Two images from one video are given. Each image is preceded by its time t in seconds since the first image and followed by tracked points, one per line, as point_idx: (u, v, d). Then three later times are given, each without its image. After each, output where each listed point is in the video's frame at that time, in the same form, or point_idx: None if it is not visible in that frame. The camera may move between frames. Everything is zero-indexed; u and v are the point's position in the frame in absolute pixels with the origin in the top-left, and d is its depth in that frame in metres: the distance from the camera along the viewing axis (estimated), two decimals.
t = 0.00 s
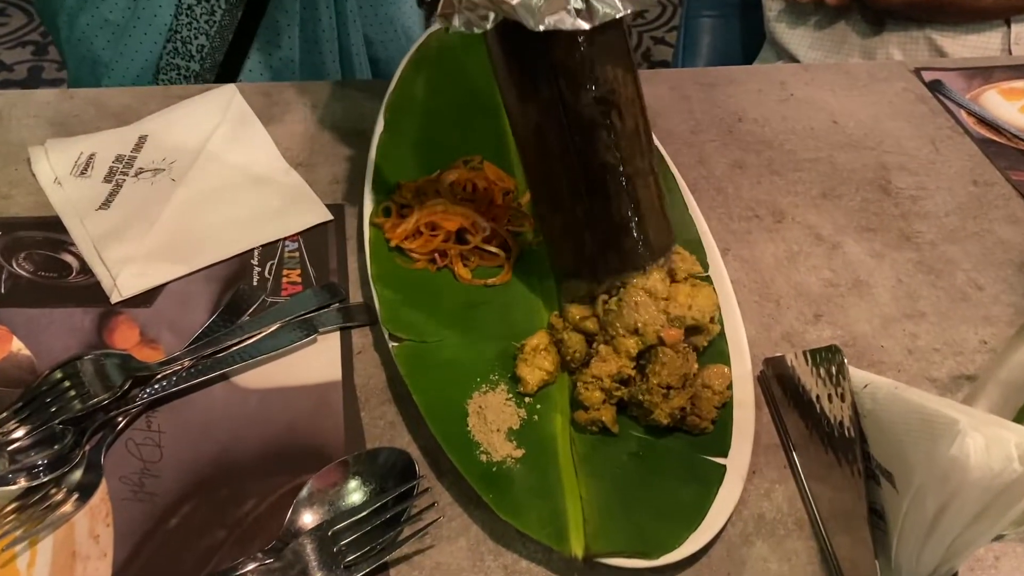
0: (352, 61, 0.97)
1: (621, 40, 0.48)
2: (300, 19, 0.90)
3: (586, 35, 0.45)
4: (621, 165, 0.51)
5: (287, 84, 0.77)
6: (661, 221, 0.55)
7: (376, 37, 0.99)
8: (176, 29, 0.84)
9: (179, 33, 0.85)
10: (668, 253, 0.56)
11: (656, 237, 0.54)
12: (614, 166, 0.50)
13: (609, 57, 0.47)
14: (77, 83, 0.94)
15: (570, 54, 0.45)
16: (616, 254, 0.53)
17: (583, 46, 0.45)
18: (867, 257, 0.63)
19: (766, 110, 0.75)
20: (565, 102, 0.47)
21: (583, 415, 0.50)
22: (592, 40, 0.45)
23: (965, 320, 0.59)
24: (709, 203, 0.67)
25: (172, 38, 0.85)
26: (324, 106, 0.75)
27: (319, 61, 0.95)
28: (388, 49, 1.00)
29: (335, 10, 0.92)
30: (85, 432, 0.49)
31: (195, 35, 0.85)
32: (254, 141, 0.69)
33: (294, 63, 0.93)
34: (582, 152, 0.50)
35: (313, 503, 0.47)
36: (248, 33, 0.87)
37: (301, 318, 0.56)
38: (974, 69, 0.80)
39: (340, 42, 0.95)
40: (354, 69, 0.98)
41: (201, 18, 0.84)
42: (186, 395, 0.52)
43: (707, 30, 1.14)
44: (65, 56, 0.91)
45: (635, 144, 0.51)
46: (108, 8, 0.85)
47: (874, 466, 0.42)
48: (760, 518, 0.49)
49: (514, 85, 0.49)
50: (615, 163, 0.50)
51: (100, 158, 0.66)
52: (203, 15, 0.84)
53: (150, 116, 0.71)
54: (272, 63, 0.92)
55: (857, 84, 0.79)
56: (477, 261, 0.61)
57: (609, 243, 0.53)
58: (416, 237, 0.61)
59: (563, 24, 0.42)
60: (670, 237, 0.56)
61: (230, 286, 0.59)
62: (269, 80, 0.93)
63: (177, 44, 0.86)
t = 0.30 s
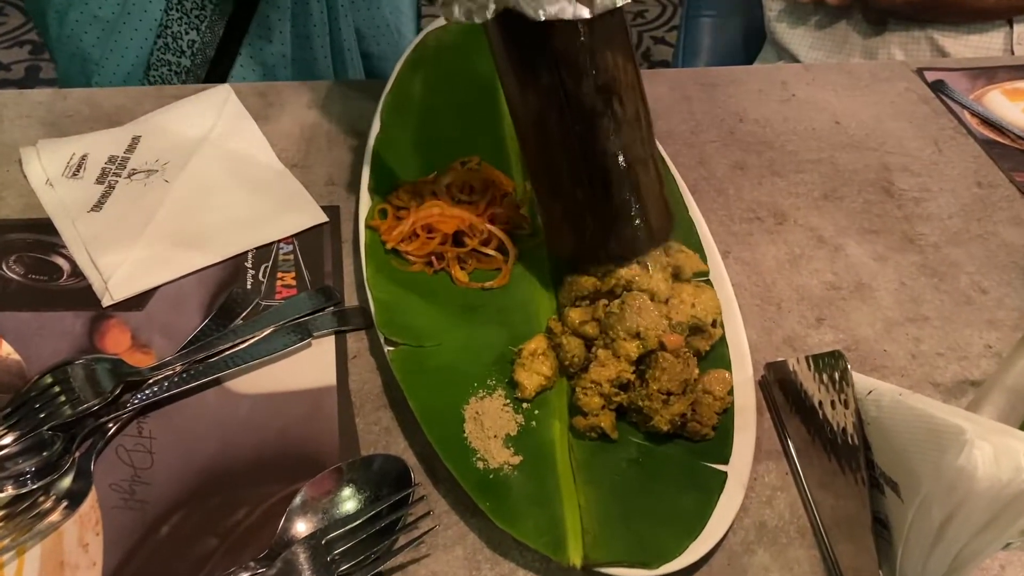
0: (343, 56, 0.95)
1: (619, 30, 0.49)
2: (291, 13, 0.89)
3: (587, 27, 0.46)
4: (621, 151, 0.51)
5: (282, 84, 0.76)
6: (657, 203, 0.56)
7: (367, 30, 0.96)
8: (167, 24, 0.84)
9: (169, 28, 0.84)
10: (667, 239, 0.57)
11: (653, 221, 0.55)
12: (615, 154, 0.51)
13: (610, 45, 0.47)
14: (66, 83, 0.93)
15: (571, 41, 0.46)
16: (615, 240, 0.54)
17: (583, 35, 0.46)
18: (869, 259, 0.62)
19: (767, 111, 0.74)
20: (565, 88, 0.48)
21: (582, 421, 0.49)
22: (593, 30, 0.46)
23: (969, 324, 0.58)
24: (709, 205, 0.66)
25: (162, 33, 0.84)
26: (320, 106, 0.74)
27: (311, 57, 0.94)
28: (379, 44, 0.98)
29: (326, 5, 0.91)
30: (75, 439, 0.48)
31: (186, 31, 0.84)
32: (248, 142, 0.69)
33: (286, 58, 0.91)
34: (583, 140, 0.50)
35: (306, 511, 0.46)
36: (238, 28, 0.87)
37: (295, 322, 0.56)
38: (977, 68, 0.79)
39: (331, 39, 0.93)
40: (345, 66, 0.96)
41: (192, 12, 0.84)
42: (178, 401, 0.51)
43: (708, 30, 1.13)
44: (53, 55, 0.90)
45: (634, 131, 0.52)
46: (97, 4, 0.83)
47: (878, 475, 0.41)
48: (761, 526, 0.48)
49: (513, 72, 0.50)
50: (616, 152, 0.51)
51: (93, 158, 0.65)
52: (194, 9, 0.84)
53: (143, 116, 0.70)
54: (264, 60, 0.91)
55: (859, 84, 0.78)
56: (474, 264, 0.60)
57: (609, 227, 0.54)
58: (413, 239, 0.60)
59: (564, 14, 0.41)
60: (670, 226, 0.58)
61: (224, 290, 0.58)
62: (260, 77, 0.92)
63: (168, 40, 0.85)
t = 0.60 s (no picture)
0: (338, 52, 0.94)
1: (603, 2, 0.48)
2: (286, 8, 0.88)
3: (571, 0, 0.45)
4: (607, 123, 0.51)
5: (279, 82, 0.75)
6: (644, 175, 0.56)
7: (362, 27, 0.94)
8: (160, 19, 0.83)
9: (163, 22, 0.83)
10: (651, 210, 0.58)
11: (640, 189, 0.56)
12: (603, 124, 0.51)
13: (594, 17, 0.47)
14: (59, 79, 0.92)
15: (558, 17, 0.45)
16: (605, 210, 0.54)
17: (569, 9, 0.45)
18: (876, 260, 0.61)
19: (771, 110, 0.73)
20: (552, 63, 0.47)
21: (585, 425, 0.48)
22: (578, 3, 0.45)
23: (978, 326, 0.57)
24: (713, 205, 0.65)
25: (154, 27, 0.84)
26: (318, 105, 0.73)
27: (305, 52, 0.92)
28: (374, 41, 0.95)
29: None
30: (67, 443, 0.47)
31: (179, 25, 0.83)
32: (246, 141, 0.68)
33: (280, 54, 0.91)
34: (571, 112, 0.50)
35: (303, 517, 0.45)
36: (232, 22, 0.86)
37: (293, 323, 0.55)
38: (983, 67, 0.78)
39: (326, 34, 0.92)
40: (339, 61, 0.94)
41: (185, 7, 0.82)
42: (173, 404, 0.50)
43: (709, 29, 1.12)
44: (45, 50, 0.89)
45: (619, 104, 0.52)
46: None
47: (889, 481, 0.40)
48: (768, 533, 0.47)
49: (499, 47, 0.48)
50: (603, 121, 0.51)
51: (87, 157, 0.64)
52: (186, 3, 0.82)
53: (139, 115, 0.69)
54: (258, 56, 0.90)
55: (864, 83, 0.77)
56: (474, 265, 0.59)
57: (596, 198, 0.54)
58: (412, 240, 0.59)
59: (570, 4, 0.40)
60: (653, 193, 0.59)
61: (220, 291, 0.57)
62: (254, 74, 0.91)
63: (160, 35, 0.84)
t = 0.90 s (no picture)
0: (335, 54, 0.94)
1: None
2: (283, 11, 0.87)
3: None
4: (580, 100, 0.50)
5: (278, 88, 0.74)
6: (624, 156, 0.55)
7: (359, 28, 0.94)
8: (159, 22, 0.80)
9: (160, 25, 0.80)
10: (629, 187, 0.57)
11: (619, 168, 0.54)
12: (573, 101, 0.50)
13: None
14: (53, 87, 0.86)
15: None
16: (578, 190, 0.54)
17: None
18: (877, 268, 0.61)
19: (771, 116, 0.73)
20: (519, 37, 0.47)
21: (585, 435, 0.48)
22: None
23: (979, 334, 0.57)
24: (714, 212, 0.64)
25: (154, 31, 0.80)
26: (317, 111, 0.72)
27: (302, 55, 0.92)
28: (371, 43, 0.96)
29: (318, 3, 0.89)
30: (63, 454, 0.46)
31: (178, 28, 0.82)
32: (244, 147, 0.67)
33: (278, 57, 0.91)
34: (540, 87, 0.49)
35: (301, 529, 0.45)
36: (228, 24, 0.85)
37: (291, 331, 0.54)
38: (984, 73, 0.78)
39: (323, 36, 0.92)
40: (337, 63, 0.94)
41: (183, 9, 0.81)
42: (171, 414, 0.50)
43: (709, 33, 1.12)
44: (37, 56, 0.82)
45: (592, 79, 0.50)
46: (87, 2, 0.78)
47: (890, 493, 0.40)
48: (770, 544, 0.47)
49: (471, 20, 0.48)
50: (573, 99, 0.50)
51: (84, 164, 0.64)
52: (185, 5, 0.81)
53: (137, 121, 0.69)
54: (255, 57, 0.90)
55: (864, 89, 0.76)
56: (474, 273, 0.59)
57: (572, 176, 0.53)
58: (412, 248, 0.59)
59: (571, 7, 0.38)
60: (633, 172, 0.57)
61: (218, 299, 0.57)
62: (251, 75, 0.92)
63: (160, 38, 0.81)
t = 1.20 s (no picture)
0: (329, 59, 0.92)
1: None
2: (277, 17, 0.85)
3: None
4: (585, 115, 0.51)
5: (279, 95, 0.74)
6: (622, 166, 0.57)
7: (354, 34, 0.93)
8: (151, 28, 0.79)
9: (153, 31, 0.79)
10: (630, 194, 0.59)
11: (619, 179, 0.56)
12: (578, 115, 0.51)
13: (569, 10, 0.46)
14: (52, 91, 0.88)
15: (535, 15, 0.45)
16: (582, 200, 0.55)
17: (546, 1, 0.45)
18: (883, 279, 0.61)
19: (775, 124, 0.72)
20: (527, 55, 0.47)
21: (590, 450, 0.47)
22: None
23: (986, 346, 0.56)
24: (718, 221, 0.64)
25: (145, 37, 0.80)
26: (318, 119, 0.72)
27: (297, 60, 0.90)
28: (366, 47, 0.95)
29: (312, 7, 0.87)
30: (61, 468, 0.46)
31: (170, 34, 0.79)
32: (244, 155, 0.67)
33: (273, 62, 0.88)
34: (546, 103, 0.50)
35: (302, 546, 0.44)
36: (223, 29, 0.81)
37: (291, 343, 0.54)
38: (989, 81, 0.77)
39: (318, 40, 0.90)
40: (331, 68, 0.93)
41: (176, 15, 0.78)
42: (170, 427, 0.49)
43: (710, 40, 1.11)
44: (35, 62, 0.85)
45: (597, 94, 0.52)
46: (80, 8, 0.79)
47: (900, 511, 0.41)
48: (777, 559, 0.46)
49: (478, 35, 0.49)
50: (577, 114, 0.51)
51: (83, 173, 0.64)
52: (177, 12, 0.78)
53: (136, 129, 0.68)
54: (248, 63, 0.88)
55: (869, 97, 0.76)
56: (477, 283, 0.58)
57: (576, 188, 0.55)
58: (414, 258, 0.58)
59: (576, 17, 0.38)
60: (635, 182, 0.59)
61: (218, 310, 0.56)
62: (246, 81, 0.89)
63: (151, 44, 0.80)
